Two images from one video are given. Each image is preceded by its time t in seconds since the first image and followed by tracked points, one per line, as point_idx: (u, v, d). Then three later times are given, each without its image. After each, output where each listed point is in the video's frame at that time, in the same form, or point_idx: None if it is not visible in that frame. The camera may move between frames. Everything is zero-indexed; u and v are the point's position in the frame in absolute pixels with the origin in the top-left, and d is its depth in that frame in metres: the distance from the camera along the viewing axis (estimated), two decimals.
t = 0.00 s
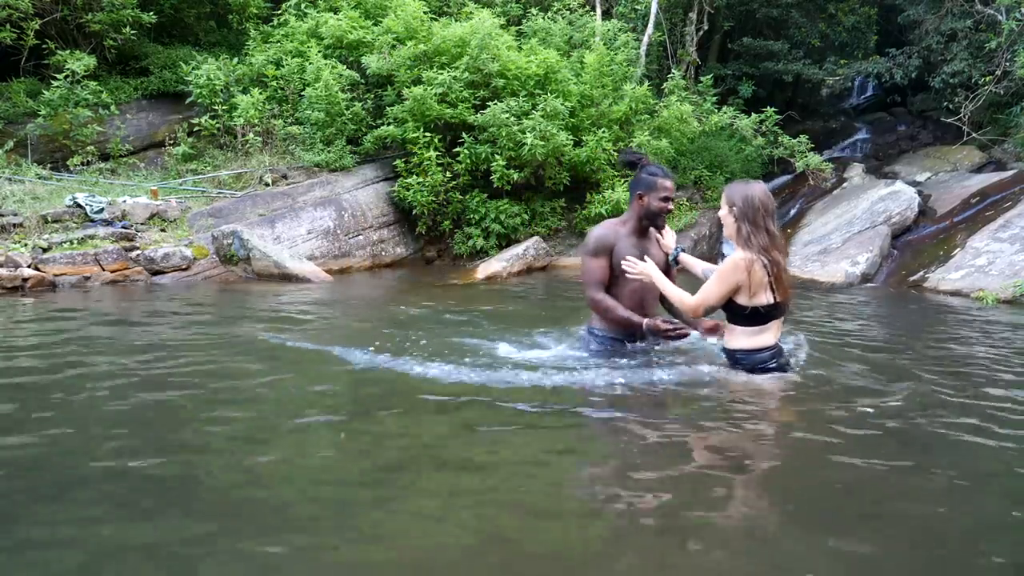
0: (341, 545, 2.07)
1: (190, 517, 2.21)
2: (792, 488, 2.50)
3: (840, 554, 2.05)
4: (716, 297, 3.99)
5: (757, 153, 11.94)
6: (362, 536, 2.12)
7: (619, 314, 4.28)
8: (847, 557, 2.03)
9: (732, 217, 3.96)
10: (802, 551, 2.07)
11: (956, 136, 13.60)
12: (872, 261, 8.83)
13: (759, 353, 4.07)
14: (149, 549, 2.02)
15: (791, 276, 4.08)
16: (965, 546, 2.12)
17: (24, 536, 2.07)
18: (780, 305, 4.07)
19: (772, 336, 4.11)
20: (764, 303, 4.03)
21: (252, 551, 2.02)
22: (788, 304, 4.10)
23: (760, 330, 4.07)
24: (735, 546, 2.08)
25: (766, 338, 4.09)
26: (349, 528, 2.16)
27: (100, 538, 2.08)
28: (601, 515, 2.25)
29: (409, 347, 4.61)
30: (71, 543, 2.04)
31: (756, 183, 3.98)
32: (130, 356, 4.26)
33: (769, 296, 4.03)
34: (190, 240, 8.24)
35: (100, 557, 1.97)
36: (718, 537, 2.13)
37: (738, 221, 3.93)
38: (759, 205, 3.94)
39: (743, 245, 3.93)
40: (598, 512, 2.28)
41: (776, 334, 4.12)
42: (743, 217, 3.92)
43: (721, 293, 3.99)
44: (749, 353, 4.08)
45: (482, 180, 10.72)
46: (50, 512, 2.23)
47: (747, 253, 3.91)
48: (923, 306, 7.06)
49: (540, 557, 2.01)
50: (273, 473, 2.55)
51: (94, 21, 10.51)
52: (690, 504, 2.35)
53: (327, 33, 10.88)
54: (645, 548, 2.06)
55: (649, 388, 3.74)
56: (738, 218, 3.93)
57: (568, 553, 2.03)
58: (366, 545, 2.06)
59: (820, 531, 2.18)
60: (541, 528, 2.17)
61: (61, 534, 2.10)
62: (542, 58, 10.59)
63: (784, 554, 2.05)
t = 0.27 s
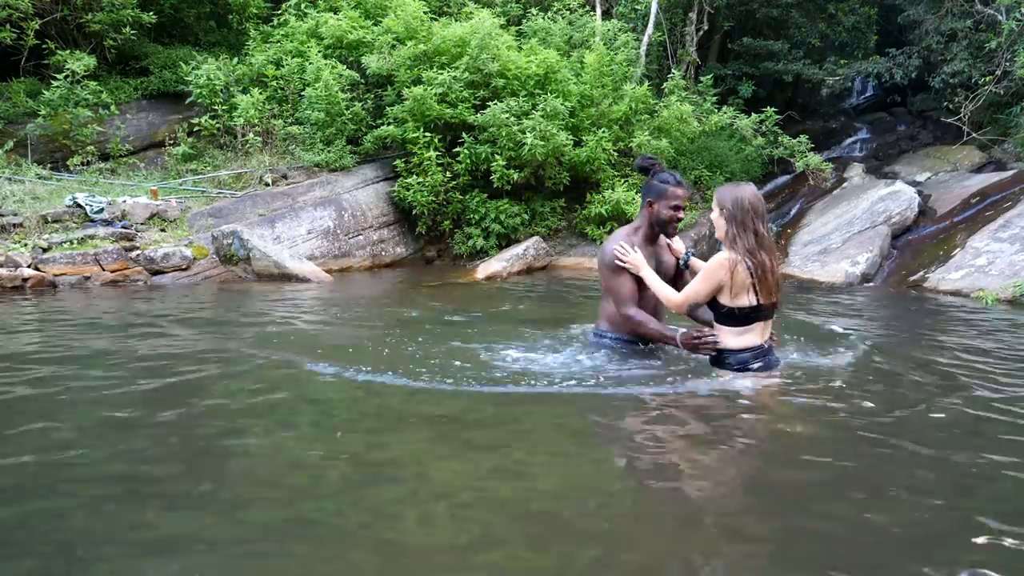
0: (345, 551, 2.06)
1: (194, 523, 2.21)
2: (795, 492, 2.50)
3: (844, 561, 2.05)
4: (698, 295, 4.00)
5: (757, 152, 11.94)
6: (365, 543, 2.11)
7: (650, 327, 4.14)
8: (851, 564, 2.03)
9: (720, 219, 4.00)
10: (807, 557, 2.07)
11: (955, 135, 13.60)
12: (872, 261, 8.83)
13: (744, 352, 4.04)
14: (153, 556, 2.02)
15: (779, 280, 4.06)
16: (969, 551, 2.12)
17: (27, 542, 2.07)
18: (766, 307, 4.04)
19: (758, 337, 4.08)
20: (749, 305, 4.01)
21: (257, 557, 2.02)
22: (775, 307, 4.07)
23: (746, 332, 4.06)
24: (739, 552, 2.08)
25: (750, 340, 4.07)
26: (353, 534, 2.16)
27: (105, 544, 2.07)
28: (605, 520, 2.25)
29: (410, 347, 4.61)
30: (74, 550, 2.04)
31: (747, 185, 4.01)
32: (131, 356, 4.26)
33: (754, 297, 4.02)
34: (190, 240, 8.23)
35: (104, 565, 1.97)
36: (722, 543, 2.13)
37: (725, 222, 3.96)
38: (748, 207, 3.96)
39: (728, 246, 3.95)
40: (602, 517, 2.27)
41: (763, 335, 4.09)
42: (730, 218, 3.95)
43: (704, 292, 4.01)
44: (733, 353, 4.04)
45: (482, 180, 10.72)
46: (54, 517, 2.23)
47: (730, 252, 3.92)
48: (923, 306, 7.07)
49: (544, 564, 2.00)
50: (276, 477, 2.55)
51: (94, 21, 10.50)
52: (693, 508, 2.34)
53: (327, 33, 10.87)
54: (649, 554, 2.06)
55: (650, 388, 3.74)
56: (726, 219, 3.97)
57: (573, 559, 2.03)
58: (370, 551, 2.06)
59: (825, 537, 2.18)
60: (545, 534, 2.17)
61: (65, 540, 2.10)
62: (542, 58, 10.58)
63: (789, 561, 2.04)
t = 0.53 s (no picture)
0: (343, 541, 2.04)
1: (191, 517, 2.19)
2: (795, 485, 2.47)
3: (844, 550, 2.04)
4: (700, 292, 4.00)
5: (757, 152, 11.94)
6: (363, 533, 2.09)
7: (666, 332, 4.01)
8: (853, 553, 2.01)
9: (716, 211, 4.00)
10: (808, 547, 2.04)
11: (955, 135, 13.60)
12: (872, 261, 8.82)
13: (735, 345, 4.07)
14: (152, 548, 2.00)
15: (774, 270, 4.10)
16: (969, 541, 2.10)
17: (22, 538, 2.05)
18: (763, 298, 4.08)
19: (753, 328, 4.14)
20: (747, 297, 4.04)
21: (255, 550, 2.00)
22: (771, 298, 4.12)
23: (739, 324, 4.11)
24: (743, 542, 2.06)
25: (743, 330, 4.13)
26: (350, 525, 2.14)
27: (101, 537, 2.06)
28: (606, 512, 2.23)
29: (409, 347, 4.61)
30: (70, 544, 2.02)
31: (740, 177, 4.01)
32: (131, 355, 4.26)
33: (753, 289, 4.04)
34: (189, 239, 8.23)
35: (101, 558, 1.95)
36: (723, 534, 2.10)
37: (723, 215, 3.96)
38: (744, 199, 3.96)
39: (727, 239, 3.95)
40: (602, 510, 2.25)
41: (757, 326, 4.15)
42: (728, 211, 3.94)
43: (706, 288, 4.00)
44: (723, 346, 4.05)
45: (482, 180, 10.72)
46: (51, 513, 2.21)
47: (731, 246, 3.92)
48: (923, 305, 7.06)
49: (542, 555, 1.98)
50: (274, 473, 2.53)
51: (94, 21, 10.50)
52: (693, 501, 2.32)
53: (327, 33, 10.87)
54: (651, 543, 2.04)
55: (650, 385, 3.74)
56: (723, 213, 3.96)
57: (574, 550, 2.00)
58: (369, 542, 2.04)
59: (826, 528, 2.16)
60: (545, 526, 2.14)
61: (62, 534, 2.08)
62: (542, 58, 10.58)
63: (790, 551, 2.03)
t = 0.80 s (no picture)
0: (341, 542, 2.05)
1: (190, 517, 2.20)
2: (792, 487, 2.48)
3: (840, 551, 2.05)
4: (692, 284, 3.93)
5: (757, 153, 11.95)
6: (361, 533, 2.10)
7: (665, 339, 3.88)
8: (849, 554, 2.02)
9: (713, 206, 3.97)
10: (805, 548, 2.05)
11: (955, 135, 13.60)
12: (872, 261, 8.83)
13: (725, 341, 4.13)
14: (151, 548, 2.00)
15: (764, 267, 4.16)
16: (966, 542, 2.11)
17: (22, 537, 2.06)
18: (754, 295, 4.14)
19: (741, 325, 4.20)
20: (741, 293, 4.09)
21: (254, 551, 2.00)
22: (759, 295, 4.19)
23: (730, 319, 4.14)
24: (739, 543, 2.06)
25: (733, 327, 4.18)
26: (349, 526, 2.15)
27: (101, 538, 2.06)
28: (604, 514, 2.24)
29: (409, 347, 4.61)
30: (70, 545, 2.02)
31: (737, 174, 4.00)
32: (131, 356, 4.26)
33: (746, 286, 4.08)
34: (190, 240, 8.24)
35: (100, 558, 1.95)
36: (721, 535, 2.11)
37: (722, 212, 3.94)
38: (742, 197, 3.97)
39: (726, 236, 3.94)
40: (600, 511, 2.26)
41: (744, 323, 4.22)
42: (727, 208, 3.93)
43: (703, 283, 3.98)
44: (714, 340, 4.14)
45: (482, 180, 10.72)
46: (50, 513, 2.21)
47: (731, 243, 3.92)
48: (923, 306, 7.06)
49: (539, 556, 1.98)
50: (273, 473, 2.53)
51: (94, 21, 10.50)
52: (690, 502, 2.33)
53: (327, 33, 10.86)
54: (649, 544, 2.05)
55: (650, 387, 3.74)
56: (723, 209, 3.94)
57: (571, 551, 2.01)
58: (368, 542, 2.05)
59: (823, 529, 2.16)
60: (542, 526, 2.15)
61: (62, 534, 2.08)
62: (542, 58, 10.58)
63: (786, 551, 2.04)
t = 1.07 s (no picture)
0: (343, 528, 2.04)
1: (192, 508, 2.18)
2: (797, 477, 2.46)
3: (845, 536, 2.04)
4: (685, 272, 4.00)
5: (757, 152, 11.95)
6: (364, 522, 2.08)
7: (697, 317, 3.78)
8: (857, 541, 2.00)
9: (707, 200, 4.07)
10: (811, 535, 2.04)
11: (955, 136, 13.61)
12: (872, 261, 8.83)
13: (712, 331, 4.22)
14: (153, 537, 1.99)
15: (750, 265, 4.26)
16: (973, 528, 2.09)
17: (22, 528, 2.04)
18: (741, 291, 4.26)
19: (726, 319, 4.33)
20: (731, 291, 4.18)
21: (256, 539, 1.99)
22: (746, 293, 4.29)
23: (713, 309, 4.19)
24: (742, 530, 2.06)
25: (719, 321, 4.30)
26: (352, 515, 2.13)
27: (102, 527, 2.04)
28: (608, 503, 2.22)
29: (410, 347, 4.61)
30: (70, 535, 2.00)
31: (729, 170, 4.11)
32: (131, 355, 4.26)
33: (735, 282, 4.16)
34: (189, 239, 8.23)
35: (100, 548, 1.93)
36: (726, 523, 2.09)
37: (716, 207, 4.04)
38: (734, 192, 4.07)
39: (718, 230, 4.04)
40: (604, 501, 2.24)
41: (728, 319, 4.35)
42: (721, 202, 4.03)
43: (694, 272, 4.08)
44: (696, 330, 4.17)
45: (482, 180, 10.72)
46: (50, 505, 2.19)
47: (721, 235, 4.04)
48: (924, 305, 7.06)
49: (544, 544, 1.97)
50: (274, 466, 2.52)
51: (94, 21, 10.50)
52: (695, 492, 2.31)
53: (327, 34, 10.86)
54: (654, 531, 2.03)
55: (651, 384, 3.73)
56: (717, 204, 4.04)
57: (577, 539, 1.99)
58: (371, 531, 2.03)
59: (829, 517, 2.15)
60: (545, 514, 2.15)
61: (62, 524, 2.06)
62: (542, 58, 10.59)
63: (791, 536, 2.03)
